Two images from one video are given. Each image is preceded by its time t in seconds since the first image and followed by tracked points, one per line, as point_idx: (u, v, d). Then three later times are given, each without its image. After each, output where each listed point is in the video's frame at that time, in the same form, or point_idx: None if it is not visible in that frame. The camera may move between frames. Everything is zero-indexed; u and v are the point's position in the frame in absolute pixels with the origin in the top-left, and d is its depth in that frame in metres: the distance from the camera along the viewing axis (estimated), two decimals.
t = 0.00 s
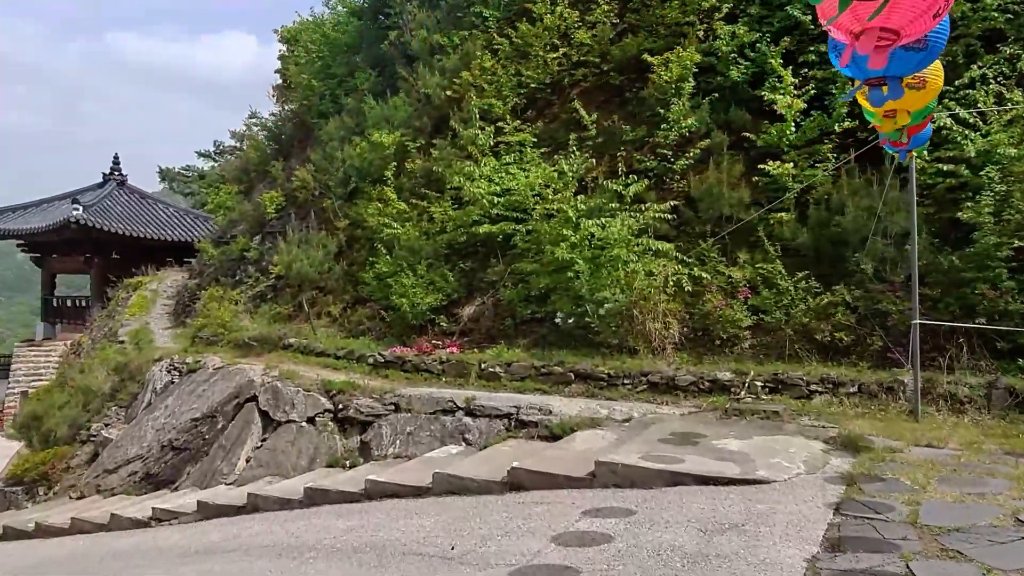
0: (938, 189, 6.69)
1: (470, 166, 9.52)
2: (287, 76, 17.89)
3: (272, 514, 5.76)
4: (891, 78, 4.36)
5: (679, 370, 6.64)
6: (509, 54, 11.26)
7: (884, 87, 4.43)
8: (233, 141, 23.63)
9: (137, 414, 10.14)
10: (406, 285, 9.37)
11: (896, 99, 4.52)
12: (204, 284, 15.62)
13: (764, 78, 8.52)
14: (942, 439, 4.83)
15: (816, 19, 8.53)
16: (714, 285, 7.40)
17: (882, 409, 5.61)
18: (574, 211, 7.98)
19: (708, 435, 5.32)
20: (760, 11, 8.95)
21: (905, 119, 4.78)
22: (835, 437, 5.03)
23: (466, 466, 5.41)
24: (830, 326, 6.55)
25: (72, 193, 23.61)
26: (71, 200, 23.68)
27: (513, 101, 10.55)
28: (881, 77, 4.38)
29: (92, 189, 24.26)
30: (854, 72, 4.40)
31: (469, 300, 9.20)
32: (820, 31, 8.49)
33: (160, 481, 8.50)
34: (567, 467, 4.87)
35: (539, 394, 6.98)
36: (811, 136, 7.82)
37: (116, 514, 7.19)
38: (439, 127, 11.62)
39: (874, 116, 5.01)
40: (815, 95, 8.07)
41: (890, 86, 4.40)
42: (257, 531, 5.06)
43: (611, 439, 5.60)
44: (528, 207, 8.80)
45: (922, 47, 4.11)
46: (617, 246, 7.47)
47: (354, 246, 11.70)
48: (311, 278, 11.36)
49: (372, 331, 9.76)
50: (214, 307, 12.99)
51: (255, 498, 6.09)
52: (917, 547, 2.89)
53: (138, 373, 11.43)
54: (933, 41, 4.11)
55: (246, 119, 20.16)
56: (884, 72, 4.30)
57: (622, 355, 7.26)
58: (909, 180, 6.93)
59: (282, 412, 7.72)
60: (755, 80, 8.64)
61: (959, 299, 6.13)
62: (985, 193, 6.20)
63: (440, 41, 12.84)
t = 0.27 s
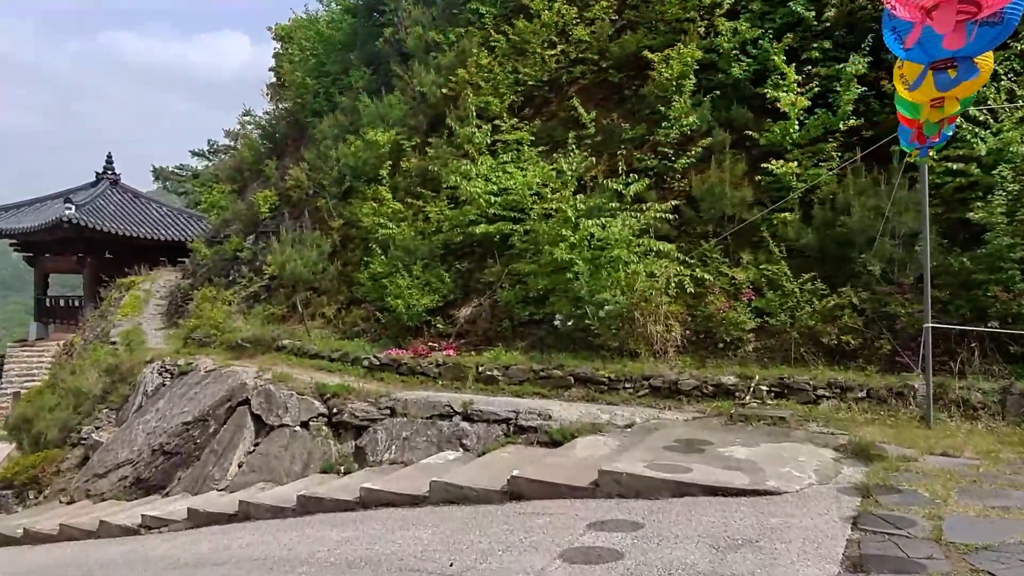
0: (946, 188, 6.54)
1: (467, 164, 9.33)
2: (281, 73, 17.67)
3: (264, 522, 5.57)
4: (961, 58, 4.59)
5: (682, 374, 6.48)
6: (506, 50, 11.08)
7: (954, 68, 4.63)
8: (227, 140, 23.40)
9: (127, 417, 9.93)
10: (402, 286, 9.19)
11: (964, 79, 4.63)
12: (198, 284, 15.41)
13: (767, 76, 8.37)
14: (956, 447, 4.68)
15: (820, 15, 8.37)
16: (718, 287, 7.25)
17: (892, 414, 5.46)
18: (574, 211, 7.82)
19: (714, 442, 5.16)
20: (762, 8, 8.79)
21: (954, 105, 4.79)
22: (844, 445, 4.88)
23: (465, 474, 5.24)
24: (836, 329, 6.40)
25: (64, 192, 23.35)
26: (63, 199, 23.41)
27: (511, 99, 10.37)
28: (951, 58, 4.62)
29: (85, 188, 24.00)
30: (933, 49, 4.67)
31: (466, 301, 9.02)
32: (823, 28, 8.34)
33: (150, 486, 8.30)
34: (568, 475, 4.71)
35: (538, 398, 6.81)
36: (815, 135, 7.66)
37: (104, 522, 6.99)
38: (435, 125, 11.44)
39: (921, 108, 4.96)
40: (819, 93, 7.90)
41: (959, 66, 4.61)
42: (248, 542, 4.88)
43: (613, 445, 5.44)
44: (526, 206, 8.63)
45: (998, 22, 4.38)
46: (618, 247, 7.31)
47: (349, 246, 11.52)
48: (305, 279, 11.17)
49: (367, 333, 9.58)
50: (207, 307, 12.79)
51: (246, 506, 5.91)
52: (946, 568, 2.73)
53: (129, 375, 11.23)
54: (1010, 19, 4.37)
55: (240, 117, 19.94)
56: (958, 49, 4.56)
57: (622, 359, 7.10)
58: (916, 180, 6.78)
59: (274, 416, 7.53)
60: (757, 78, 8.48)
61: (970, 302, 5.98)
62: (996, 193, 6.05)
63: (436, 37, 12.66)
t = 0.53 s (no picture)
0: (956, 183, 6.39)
1: (463, 159, 9.13)
2: (275, 70, 17.45)
3: (255, 528, 5.39)
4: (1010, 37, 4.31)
5: (685, 373, 6.32)
6: (503, 45, 10.90)
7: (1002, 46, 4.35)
8: (221, 138, 23.16)
9: (117, 418, 9.71)
10: (398, 284, 9.01)
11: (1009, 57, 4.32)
12: (191, 283, 15.21)
13: (770, 69, 8.20)
14: (972, 449, 4.53)
15: (824, 8, 8.24)
16: (721, 284, 7.09)
17: (903, 415, 5.31)
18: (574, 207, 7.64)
19: (720, 444, 5.00)
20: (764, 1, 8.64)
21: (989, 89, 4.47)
22: (856, 447, 4.72)
23: (463, 478, 5.07)
24: (844, 327, 6.25)
25: (57, 191, 23.11)
26: (55, 197, 23.18)
27: (508, 94, 10.18)
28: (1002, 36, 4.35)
29: (77, 186, 23.76)
30: (1014, 9, 3.24)
31: (463, 299, 8.85)
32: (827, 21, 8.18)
33: (140, 489, 8.10)
34: (571, 479, 4.54)
35: (538, 399, 6.64)
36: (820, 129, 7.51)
37: (91, 526, 6.80)
38: (431, 121, 11.25)
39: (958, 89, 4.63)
40: (824, 87, 7.74)
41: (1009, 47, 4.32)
42: (239, 548, 4.71)
43: (616, 448, 5.28)
44: (524, 203, 8.46)
45: None
46: (619, 244, 7.14)
47: (344, 244, 11.33)
48: (300, 277, 10.99)
49: (362, 332, 9.40)
50: (200, 307, 12.59)
51: (237, 510, 5.72)
52: None
53: (119, 375, 11.02)
54: None
55: (234, 114, 19.73)
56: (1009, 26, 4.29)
57: (623, 358, 6.94)
58: (924, 174, 6.62)
59: (267, 417, 7.34)
60: (760, 71, 8.32)
61: (981, 300, 5.83)
62: (1009, 188, 5.90)
63: (432, 32, 12.47)
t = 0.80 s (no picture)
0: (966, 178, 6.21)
1: (460, 155, 8.92)
2: (268, 66, 17.22)
3: (245, 536, 5.19)
4: None
5: (689, 374, 6.14)
6: (500, 40, 10.71)
7: None
8: (215, 136, 22.91)
9: (106, 420, 9.48)
10: (393, 283, 8.81)
11: None
12: (183, 282, 14.99)
13: (773, 63, 8.03)
14: (990, 453, 4.36)
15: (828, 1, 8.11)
16: (725, 283, 6.91)
17: (915, 418, 5.15)
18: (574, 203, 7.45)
19: (728, 448, 4.82)
20: None
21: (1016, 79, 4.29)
22: (870, 451, 4.56)
23: (461, 483, 4.88)
24: (852, 327, 6.07)
25: (48, 189, 22.83)
26: (46, 195, 22.90)
27: (505, 88, 9.98)
28: None
29: (69, 184, 23.48)
30: None
31: (459, 298, 8.66)
32: (831, 13, 8.00)
33: (128, 494, 7.88)
34: (574, 485, 4.36)
35: (537, 400, 6.46)
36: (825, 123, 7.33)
37: (76, 532, 6.58)
38: (427, 117, 11.05)
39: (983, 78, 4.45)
40: (829, 80, 7.57)
41: None
42: (228, 557, 4.51)
43: (619, 452, 5.10)
44: (522, 200, 8.28)
45: None
46: (620, 241, 6.96)
47: (338, 242, 11.13)
48: (293, 276, 10.79)
49: (356, 332, 9.21)
50: (191, 306, 12.37)
51: (226, 517, 5.51)
52: None
53: (109, 376, 10.79)
54: None
55: (227, 111, 19.48)
56: None
57: (625, 358, 6.75)
58: (933, 169, 6.45)
59: (258, 420, 7.13)
60: (763, 65, 8.15)
61: (994, 298, 5.67)
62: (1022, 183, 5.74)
63: (428, 27, 12.27)
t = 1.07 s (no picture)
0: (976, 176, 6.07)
1: (455, 153, 8.74)
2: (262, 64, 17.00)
3: (235, 547, 5.00)
4: None
5: (692, 378, 5.99)
6: (497, 37, 10.54)
7: None
8: (208, 135, 22.68)
9: (94, 424, 9.27)
10: (388, 284, 8.63)
11: None
12: (175, 283, 14.78)
13: (776, 60, 7.88)
14: (1007, 462, 4.22)
15: None
16: (727, 284, 6.76)
17: (926, 423, 5.00)
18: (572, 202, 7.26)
19: (734, 456, 4.66)
20: None
21: None
22: (882, 458, 4.41)
23: (459, 493, 4.70)
24: (859, 329, 5.92)
25: (39, 189, 22.55)
26: (37, 195, 22.62)
27: (502, 86, 9.81)
28: None
29: (60, 184, 23.20)
30: None
31: (456, 300, 8.53)
32: (835, 9, 7.85)
33: (116, 501, 7.68)
34: (577, 495, 4.19)
35: (536, 405, 6.29)
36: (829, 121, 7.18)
37: (61, 542, 6.37)
38: (422, 115, 10.87)
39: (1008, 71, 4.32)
40: (833, 77, 7.42)
41: None
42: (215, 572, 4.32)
43: (621, 461, 4.94)
44: (520, 199, 8.11)
45: None
46: (621, 242, 6.79)
47: (332, 243, 10.95)
48: (286, 277, 10.60)
49: (351, 334, 9.03)
50: (183, 307, 12.16)
51: (215, 527, 5.33)
52: None
53: (98, 379, 10.58)
54: None
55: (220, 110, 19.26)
56: None
57: (626, 362, 6.61)
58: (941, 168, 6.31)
59: (249, 425, 6.93)
60: (765, 62, 8.00)
61: (1005, 300, 5.53)
62: None
63: (423, 24, 12.09)
